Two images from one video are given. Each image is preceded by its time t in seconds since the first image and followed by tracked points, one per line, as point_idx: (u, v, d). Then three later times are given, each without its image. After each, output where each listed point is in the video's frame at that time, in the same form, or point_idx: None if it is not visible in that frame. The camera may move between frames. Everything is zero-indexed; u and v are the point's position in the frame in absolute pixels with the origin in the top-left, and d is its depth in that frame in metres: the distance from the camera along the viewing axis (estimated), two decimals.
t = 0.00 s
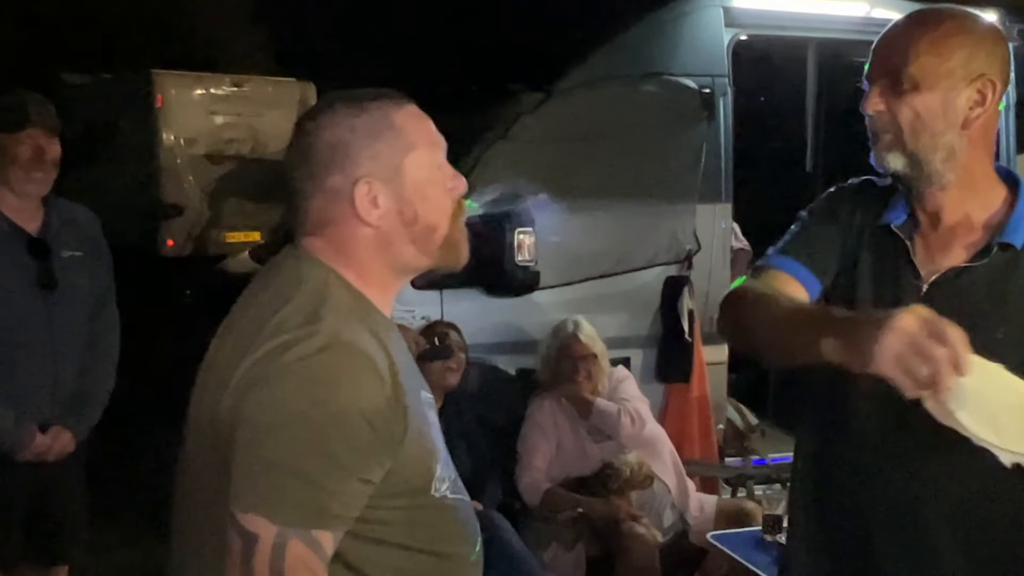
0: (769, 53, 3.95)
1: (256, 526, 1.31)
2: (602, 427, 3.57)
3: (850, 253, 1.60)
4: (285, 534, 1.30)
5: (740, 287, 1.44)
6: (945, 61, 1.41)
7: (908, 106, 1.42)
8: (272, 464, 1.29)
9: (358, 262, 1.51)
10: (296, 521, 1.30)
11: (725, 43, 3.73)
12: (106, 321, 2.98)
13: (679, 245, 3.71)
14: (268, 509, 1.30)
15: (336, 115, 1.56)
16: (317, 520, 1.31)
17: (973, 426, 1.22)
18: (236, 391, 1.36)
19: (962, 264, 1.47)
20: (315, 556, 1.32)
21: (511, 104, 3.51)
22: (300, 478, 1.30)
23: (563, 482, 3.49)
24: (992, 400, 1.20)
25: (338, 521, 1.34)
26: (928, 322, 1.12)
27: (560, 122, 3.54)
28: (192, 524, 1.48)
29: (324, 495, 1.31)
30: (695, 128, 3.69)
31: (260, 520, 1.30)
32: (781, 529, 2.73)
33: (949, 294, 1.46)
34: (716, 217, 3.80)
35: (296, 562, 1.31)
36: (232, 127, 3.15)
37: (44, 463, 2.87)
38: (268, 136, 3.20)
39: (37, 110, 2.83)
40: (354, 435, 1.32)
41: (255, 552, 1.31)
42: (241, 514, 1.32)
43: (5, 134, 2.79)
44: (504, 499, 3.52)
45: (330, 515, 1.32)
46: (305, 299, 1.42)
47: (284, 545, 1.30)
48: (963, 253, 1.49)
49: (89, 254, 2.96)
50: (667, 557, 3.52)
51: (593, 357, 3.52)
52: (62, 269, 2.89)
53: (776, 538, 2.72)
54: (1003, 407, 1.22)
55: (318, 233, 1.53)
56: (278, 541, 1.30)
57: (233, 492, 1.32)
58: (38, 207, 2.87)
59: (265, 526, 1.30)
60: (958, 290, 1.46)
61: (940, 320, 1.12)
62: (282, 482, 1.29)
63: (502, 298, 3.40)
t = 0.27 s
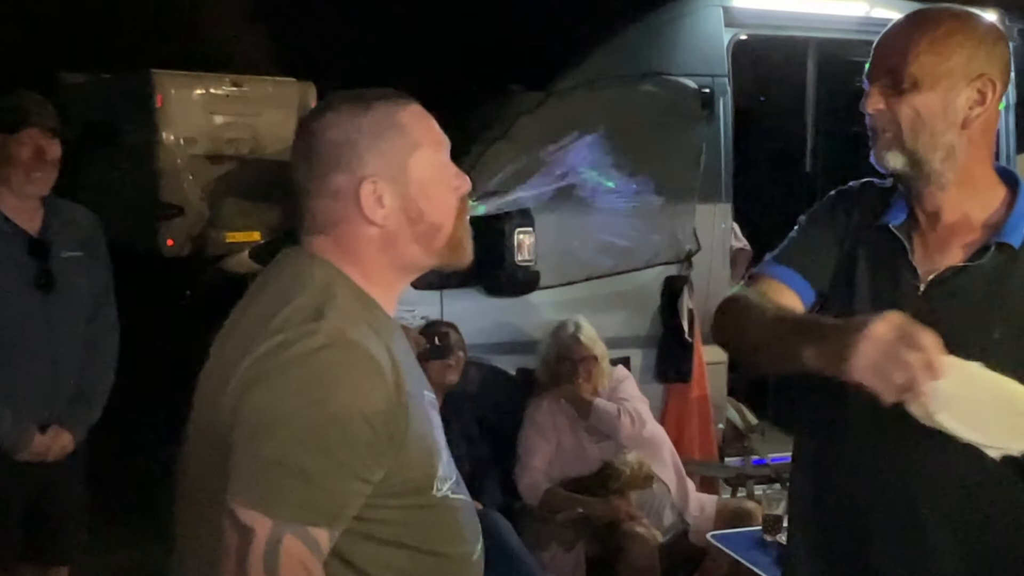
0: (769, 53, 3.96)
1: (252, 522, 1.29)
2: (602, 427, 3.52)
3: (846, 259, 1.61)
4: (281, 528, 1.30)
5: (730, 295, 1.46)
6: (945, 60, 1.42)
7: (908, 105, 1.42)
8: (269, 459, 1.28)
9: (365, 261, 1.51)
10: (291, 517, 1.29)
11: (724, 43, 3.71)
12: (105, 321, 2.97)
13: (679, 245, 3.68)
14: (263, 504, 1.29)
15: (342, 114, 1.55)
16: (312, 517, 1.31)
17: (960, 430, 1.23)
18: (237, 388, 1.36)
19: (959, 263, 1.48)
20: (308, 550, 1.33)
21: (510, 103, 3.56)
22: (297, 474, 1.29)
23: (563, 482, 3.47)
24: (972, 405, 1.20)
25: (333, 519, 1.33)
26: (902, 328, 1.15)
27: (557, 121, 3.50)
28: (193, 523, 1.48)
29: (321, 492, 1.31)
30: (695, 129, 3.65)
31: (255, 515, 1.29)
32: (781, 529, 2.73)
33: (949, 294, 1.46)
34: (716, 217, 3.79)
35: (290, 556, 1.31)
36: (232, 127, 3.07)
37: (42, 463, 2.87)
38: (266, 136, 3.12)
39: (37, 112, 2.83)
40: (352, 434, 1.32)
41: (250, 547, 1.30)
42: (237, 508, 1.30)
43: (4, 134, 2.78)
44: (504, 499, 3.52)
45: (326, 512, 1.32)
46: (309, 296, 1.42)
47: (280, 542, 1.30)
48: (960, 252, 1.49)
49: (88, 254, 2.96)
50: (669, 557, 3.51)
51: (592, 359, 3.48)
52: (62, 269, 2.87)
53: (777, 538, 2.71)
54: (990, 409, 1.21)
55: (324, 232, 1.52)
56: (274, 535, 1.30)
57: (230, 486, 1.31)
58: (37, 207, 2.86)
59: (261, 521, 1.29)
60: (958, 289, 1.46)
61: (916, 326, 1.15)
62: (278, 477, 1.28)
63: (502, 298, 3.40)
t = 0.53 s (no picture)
0: (769, 53, 3.95)
1: (250, 519, 1.29)
2: (601, 427, 3.52)
3: (844, 263, 1.61)
4: (278, 525, 1.30)
5: (729, 299, 1.47)
6: (945, 60, 1.42)
7: (908, 105, 1.42)
8: (268, 456, 1.28)
9: (368, 261, 1.51)
10: (289, 515, 1.29)
11: (724, 43, 3.70)
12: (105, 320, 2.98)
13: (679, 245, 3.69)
14: (261, 502, 1.29)
15: (344, 115, 1.56)
16: (310, 515, 1.31)
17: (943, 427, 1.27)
18: (238, 385, 1.36)
19: (958, 264, 1.48)
20: (306, 548, 1.32)
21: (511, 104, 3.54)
22: (295, 472, 1.29)
23: (562, 482, 3.47)
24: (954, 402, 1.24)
25: (329, 517, 1.33)
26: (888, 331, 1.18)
27: (556, 118, 3.47)
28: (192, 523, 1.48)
29: (319, 491, 1.31)
30: (697, 128, 3.65)
31: (252, 512, 1.29)
32: (782, 529, 2.73)
33: (946, 294, 1.47)
34: (716, 218, 3.80)
35: (287, 554, 1.31)
36: (232, 127, 3.06)
37: (43, 463, 2.87)
38: (266, 135, 3.10)
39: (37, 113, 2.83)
40: (350, 432, 1.32)
41: (247, 545, 1.30)
42: (235, 505, 1.30)
43: (5, 135, 2.79)
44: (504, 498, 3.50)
45: (323, 511, 1.32)
46: (313, 295, 1.42)
47: (277, 543, 1.30)
48: (959, 252, 1.49)
49: (88, 255, 2.96)
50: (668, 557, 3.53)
51: (592, 359, 3.46)
52: (62, 269, 2.87)
53: (777, 539, 2.71)
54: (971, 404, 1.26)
55: (326, 232, 1.52)
56: (271, 532, 1.29)
57: (228, 483, 1.31)
58: (37, 207, 2.86)
59: (259, 518, 1.29)
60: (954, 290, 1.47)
61: (900, 330, 1.18)
62: (277, 475, 1.28)
63: (502, 298, 3.40)
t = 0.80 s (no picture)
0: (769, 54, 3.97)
1: (246, 514, 1.29)
2: (601, 426, 3.53)
3: (842, 264, 1.69)
4: (275, 523, 1.29)
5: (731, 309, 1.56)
6: (945, 60, 1.49)
7: (908, 104, 1.50)
8: (268, 452, 1.28)
9: (374, 261, 1.51)
10: (286, 513, 1.29)
11: (724, 43, 3.72)
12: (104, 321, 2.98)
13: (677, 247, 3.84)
14: (259, 498, 1.29)
15: (348, 115, 1.55)
16: (308, 513, 1.31)
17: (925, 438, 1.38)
18: (240, 384, 1.36)
19: (954, 263, 1.54)
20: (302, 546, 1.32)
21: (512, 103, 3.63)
22: (294, 469, 1.29)
23: (562, 481, 3.44)
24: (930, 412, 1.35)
25: (329, 516, 1.33)
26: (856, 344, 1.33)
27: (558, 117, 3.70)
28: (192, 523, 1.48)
29: (317, 489, 1.30)
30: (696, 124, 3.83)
31: (250, 508, 1.29)
32: (781, 529, 2.72)
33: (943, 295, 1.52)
34: (716, 221, 3.96)
35: (282, 552, 1.31)
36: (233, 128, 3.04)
37: (43, 463, 2.88)
38: (268, 137, 3.07)
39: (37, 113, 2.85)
40: (351, 432, 1.32)
41: (244, 542, 1.30)
42: (234, 501, 1.30)
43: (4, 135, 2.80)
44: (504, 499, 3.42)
45: (321, 509, 1.32)
46: (316, 294, 1.43)
47: (272, 539, 1.29)
48: (958, 251, 1.55)
49: (88, 254, 2.96)
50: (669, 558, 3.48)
51: (592, 360, 3.57)
52: (62, 269, 2.87)
53: (776, 538, 2.71)
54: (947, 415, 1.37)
55: (331, 233, 1.52)
56: (267, 529, 1.29)
57: (228, 479, 1.31)
58: (38, 207, 2.86)
59: (256, 515, 1.29)
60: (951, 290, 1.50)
61: (868, 347, 1.32)
62: (275, 472, 1.28)
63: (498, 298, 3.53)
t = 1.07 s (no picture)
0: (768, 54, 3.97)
1: (245, 510, 1.30)
2: (601, 426, 3.56)
3: (839, 267, 1.68)
4: (275, 520, 1.29)
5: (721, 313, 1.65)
6: (945, 60, 1.52)
7: (907, 104, 1.53)
8: (268, 449, 1.29)
9: (377, 261, 1.51)
10: (286, 510, 1.29)
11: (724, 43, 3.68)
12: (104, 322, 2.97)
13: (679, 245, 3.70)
14: (259, 495, 1.29)
15: (348, 116, 1.55)
16: (308, 511, 1.30)
17: (906, 458, 1.47)
18: (242, 383, 1.36)
19: (952, 263, 1.56)
20: (300, 546, 1.31)
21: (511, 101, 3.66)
22: (293, 466, 1.29)
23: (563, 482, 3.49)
24: (905, 431, 1.45)
25: (330, 516, 1.33)
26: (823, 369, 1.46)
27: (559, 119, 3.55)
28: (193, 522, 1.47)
29: (317, 487, 1.30)
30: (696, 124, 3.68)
31: (250, 504, 1.29)
32: (781, 529, 2.72)
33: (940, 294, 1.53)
34: (716, 217, 3.77)
35: (280, 550, 1.29)
36: (232, 127, 3.04)
37: (44, 463, 2.88)
38: (268, 137, 3.08)
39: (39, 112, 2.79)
40: (353, 433, 1.32)
41: (243, 541, 1.30)
42: (233, 497, 1.30)
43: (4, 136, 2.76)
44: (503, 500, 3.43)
45: (322, 507, 1.31)
46: (318, 294, 1.43)
47: (269, 535, 1.29)
48: (956, 249, 1.57)
49: (88, 254, 2.95)
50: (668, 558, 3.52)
51: (592, 361, 3.52)
52: (62, 271, 2.86)
53: (776, 538, 2.71)
54: (922, 439, 1.46)
55: (334, 233, 1.52)
56: (266, 526, 1.29)
57: (228, 475, 1.32)
58: (37, 208, 2.85)
59: (255, 511, 1.29)
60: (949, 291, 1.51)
61: (836, 367, 1.45)
62: (275, 468, 1.28)
63: (500, 298, 3.36)
